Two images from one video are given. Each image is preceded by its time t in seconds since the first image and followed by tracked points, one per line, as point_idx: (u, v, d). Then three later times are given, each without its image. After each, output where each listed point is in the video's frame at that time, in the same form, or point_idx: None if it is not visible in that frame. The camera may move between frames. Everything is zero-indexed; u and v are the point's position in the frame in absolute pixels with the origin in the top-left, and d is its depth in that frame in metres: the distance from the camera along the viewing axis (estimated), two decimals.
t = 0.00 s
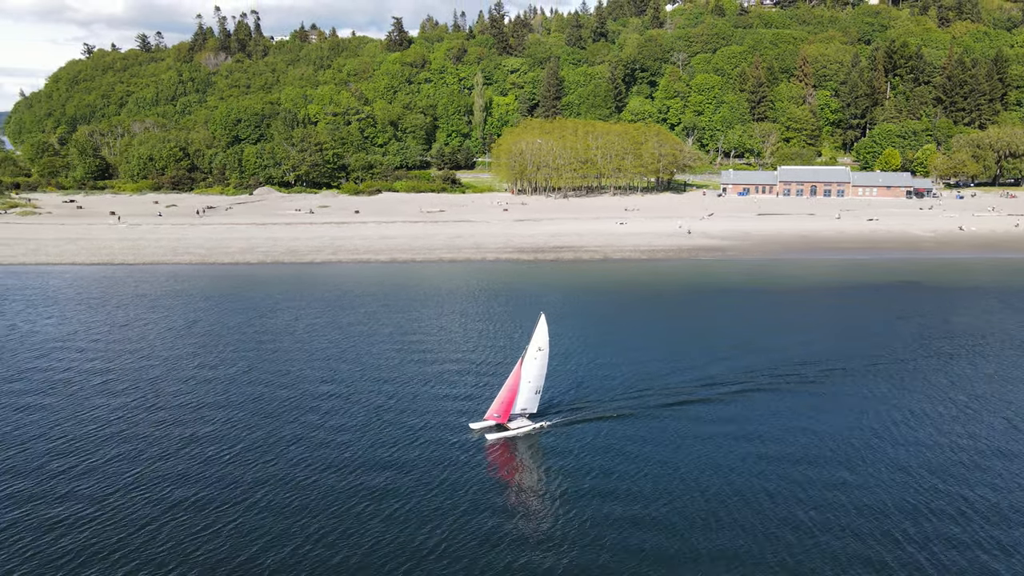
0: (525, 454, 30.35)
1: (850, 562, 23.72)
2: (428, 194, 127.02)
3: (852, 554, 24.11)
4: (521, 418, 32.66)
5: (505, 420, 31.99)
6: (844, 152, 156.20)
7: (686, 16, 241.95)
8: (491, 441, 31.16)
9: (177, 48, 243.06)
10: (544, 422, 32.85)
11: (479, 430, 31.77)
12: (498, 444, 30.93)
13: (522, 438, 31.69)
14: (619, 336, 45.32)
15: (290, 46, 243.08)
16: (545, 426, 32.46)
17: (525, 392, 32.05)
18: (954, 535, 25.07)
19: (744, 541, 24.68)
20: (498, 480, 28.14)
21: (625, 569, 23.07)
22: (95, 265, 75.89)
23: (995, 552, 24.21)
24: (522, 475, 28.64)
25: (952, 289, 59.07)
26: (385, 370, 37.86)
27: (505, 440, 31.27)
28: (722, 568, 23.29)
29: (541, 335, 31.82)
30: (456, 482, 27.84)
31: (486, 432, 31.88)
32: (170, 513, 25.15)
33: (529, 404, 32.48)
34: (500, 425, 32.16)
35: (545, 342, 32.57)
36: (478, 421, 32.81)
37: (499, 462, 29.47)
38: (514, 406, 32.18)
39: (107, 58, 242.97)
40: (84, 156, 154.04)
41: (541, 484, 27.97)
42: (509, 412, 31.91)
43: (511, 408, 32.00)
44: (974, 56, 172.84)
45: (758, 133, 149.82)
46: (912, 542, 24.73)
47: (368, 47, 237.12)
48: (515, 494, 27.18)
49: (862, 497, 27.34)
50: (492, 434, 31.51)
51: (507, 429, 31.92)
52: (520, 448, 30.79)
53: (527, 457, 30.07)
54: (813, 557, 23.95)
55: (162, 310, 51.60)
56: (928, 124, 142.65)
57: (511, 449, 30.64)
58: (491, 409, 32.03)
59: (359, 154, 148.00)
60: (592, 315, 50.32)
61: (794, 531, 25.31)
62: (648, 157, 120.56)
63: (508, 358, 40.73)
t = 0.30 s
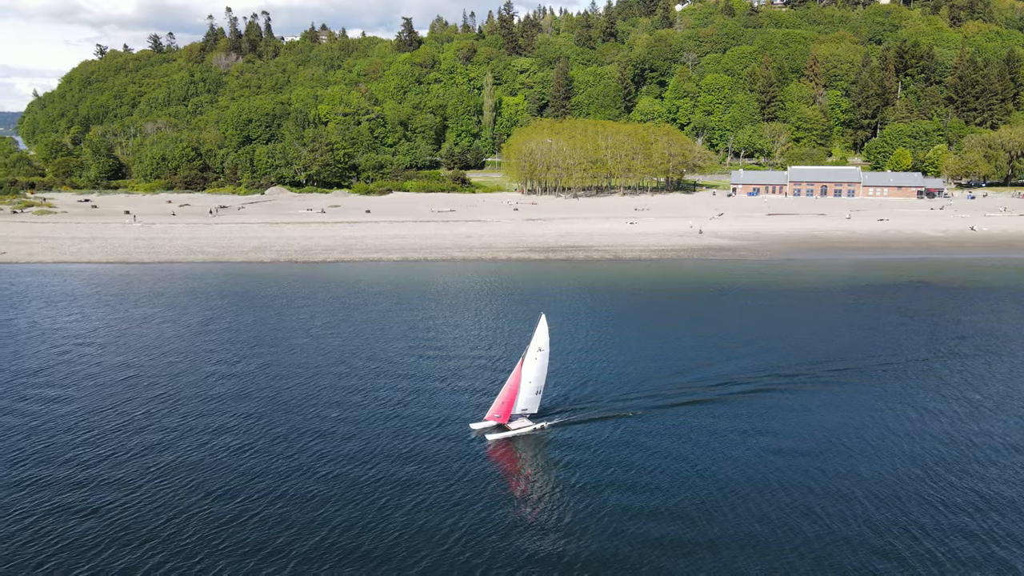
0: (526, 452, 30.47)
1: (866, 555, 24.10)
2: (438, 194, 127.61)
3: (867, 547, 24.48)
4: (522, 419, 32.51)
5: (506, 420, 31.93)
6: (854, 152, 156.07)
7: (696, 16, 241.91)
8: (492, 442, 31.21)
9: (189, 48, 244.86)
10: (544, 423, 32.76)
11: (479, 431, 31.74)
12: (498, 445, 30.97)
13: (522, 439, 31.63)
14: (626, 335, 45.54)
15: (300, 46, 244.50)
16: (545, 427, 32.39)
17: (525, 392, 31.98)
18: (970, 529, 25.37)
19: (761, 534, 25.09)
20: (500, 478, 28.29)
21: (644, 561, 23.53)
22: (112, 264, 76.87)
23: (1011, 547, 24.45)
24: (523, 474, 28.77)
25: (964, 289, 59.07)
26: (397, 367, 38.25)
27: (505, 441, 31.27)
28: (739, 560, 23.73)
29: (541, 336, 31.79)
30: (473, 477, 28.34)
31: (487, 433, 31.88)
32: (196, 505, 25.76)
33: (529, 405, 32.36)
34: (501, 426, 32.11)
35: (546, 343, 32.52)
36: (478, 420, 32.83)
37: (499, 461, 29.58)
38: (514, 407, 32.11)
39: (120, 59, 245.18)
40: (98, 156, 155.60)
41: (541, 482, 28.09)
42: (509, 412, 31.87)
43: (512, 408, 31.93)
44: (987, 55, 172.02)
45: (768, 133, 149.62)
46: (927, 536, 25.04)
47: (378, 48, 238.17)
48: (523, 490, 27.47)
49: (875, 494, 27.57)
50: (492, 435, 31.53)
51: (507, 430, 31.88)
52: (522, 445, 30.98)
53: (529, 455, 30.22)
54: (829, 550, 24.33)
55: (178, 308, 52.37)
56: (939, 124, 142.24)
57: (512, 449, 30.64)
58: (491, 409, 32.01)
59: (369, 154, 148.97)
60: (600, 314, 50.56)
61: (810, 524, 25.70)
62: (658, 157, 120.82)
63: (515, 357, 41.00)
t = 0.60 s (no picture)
0: (528, 451, 30.55)
1: (878, 551, 24.38)
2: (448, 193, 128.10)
3: (880, 543, 24.76)
4: (522, 419, 32.48)
5: (506, 420, 31.87)
6: (865, 152, 155.93)
7: (706, 15, 241.60)
8: (491, 442, 31.15)
9: (200, 49, 246.40)
10: (544, 423, 32.71)
11: (479, 430, 31.72)
12: (498, 444, 30.89)
13: (522, 438, 31.59)
14: (631, 335, 45.74)
15: (310, 46, 245.62)
16: (545, 427, 32.37)
17: (525, 392, 31.92)
18: (982, 526, 25.60)
19: (773, 529, 25.43)
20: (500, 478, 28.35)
21: (658, 555, 23.91)
22: (127, 262, 77.81)
23: None
24: (525, 473, 28.92)
25: (975, 289, 59.03)
26: (409, 365, 38.67)
27: (506, 440, 31.23)
28: (752, 555, 24.07)
29: (542, 335, 31.87)
30: (487, 472, 28.72)
31: (487, 433, 31.87)
32: (219, 497, 26.24)
33: (529, 405, 32.32)
34: (501, 425, 32.08)
35: (546, 343, 32.58)
36: (478, 420, 32.78)
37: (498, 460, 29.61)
38: (514, 407, 32.06)
39: (132, 59, 247.15)
40: (111, 156, 157.00)
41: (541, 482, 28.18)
42: (509, 412, 31.82)
43: (512, 408, 31.89)
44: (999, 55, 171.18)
45: (778, 133, 149.32)
46: (939, 533, 25.25)
47: (388, 48, 239.03)
48: (531, 487, 27.75)
49: (886, 491, 27.81)
50: (492, 435, 31.49)
51: (508, 429, 31.85)
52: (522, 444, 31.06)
53: (530, 455, 30.27)
54: (841, 545, 24.63)
55: (193, 306, 53.04)
56: (950, 124, 141.64)
57: (512, 449, 30.58)
58: (491, 409, 31.98)
59: (379, 154, 149.63)
60: (606, 313, 50.80)
61: (823, 520, 26.01)
62: (668, 156, 120.92)
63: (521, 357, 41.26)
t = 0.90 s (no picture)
0: (527, 452, 30.64)
1: (892, 547, 24.65)
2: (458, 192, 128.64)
3: (894, 540, 25.01)
4: (522, 419, 32.66)
5: (506, 420, 32.04)
6: (875, 152, 155.75)
7: (715, 15, 241.50)
8: (490, 442, 31.35)
9: (212, 49, 248.05)
10: (544, 424, 32.83)
11: (479, 430, 31.97)
12: (497, 445, 31.09)
13: (522, 439, 31.73)
14: (639, 334, 46.04)
15: (320, 47, 246.81)
16: (544, 427, 32.53)
17: (525, 392, 32.08)
18: (996, 523, 25.85)
19: (789, 525, 25.78)
20: (498, 481, 28.34)
21: (674, 550, 24.29)
22: (142, 261, 78.72)
23: None
24: (522, 475, 28.93)
25: (986, 290, 59.05)
26: (420, 363, 39.13)
27: (505, 441, 31.40)
28: (767, 552, 24.36)
29: (541, 336, 31.96)
30: (505, 470, 29.20)
31: (486, 433, 32.04)
32: (242, 492, 26.77)
33: (529, 405, 32.46)
34: (501, 426, 32.28)
35: (546, 344, 32.63)
36: (478, 420, 32.97)
37: (498, 462, 29.69)
38: (514, 407, 32.21)
39: (144, 60, 249.20)
40: (124, 156, 158.44)
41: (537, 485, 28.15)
42: (509, 412, 31.96)
43: (512, 408, 32.02)
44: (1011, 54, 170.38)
45: (788, 133, 149.08)
46: (954, 530, 25.52)
47: (398, 48, 239.96)
48: (541, 486, 28.02)
49: (901, 488, 28.13)
50: (492, 435, 31.71)
51: (507, 430, 32.04)
52: (524, 445, 31.17)
53: (528, 456, 30.34)
54: (855, 542, 24.95)
55: (208, 304, 53.68)
56: (962, 124, 141.14)
57: (512, 449, 30.75)
58: (491, 409, 32.13)
59: (389, 154, 150.45)
60: (614, 313, 51.09)
61: (837, 517, 26.29)
62: (678, 157, 121.06)
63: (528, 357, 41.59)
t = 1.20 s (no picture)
0: (528, 452, 30.73)
1: (908, 542, 24.92)
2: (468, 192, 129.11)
3: (908, 535, 25.34)
4: (522, 419, 32.70)
5: (506, 420, 32.10)
6: (886, 152, 155.43)
7: (725, 14, 241.33)
8: (490, 442, 31.43)
9: (222, 50, 249.53)
10: (544, 423, 32.85)
11: (479, 430, 32.03)
12: (498, 445, 31.17)
13: (522, 439, 31.78)
14: (650, 334, 46.10)
15: (330, 47, 247.97)
16: (545, 427, 32.54)
17: (525, 392, 32.11)
18: (1013, 519, 26.19)
19: (807, 519, 26.18)
20: (497, 481, 28.39)
21: (693, 545, 24.59)
22: (156, 260, 79.55)
23: None
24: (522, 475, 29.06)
25: (998, 290, 59.06)
26: (432, 361, 39.53)
27: (505, 441, 31.51)
28: (784, 547, 24.67)
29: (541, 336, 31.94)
30: (523, 465, 29.71)
31: (487, 433, 32.12)
32: (262, 485, 27.31)
33: (529, 405, 32.48)
34: (501, 426, 32.34)
35: (546, 344, 32.61)
36: (478, 420, 33.02)
37: (496, 462, 29.78)
38: (515, 407, 32.27)
39: (156, 61, 251.04)
40: (136, 156, 159.79)
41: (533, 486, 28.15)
42: (509, 413, 32.02)
43: (512, 408, 32.09)
44: None
45: (798, 133, 148.76)
46: (970, 524, 25.87)
47: (407, 48, 240.80)
48: (555, 483, 28.32)
49: (917, 483, 28.49)
50: (492, 435, 31.79)
51: (507, 430, 32.12)
52: (528, 444, 31.36)
53: (529, 456, 30.47)
54: (872, 537, 25.24)
55: (223, 303, 54.28)
56: (973, 124, 140.56)
57: (512, 449, 30.84)
58: (491, 409, 32.18)
59: (399, 154, 151.22)
60: (625, 313, 51.14)
61: (852, 512, 26.63)
62: (687, 157, 121.14)
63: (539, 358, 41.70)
